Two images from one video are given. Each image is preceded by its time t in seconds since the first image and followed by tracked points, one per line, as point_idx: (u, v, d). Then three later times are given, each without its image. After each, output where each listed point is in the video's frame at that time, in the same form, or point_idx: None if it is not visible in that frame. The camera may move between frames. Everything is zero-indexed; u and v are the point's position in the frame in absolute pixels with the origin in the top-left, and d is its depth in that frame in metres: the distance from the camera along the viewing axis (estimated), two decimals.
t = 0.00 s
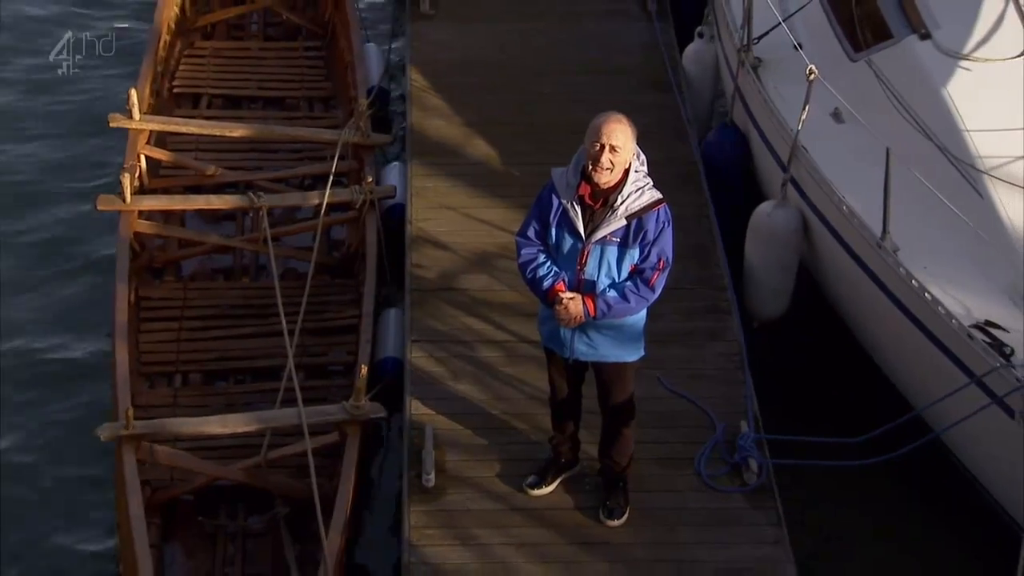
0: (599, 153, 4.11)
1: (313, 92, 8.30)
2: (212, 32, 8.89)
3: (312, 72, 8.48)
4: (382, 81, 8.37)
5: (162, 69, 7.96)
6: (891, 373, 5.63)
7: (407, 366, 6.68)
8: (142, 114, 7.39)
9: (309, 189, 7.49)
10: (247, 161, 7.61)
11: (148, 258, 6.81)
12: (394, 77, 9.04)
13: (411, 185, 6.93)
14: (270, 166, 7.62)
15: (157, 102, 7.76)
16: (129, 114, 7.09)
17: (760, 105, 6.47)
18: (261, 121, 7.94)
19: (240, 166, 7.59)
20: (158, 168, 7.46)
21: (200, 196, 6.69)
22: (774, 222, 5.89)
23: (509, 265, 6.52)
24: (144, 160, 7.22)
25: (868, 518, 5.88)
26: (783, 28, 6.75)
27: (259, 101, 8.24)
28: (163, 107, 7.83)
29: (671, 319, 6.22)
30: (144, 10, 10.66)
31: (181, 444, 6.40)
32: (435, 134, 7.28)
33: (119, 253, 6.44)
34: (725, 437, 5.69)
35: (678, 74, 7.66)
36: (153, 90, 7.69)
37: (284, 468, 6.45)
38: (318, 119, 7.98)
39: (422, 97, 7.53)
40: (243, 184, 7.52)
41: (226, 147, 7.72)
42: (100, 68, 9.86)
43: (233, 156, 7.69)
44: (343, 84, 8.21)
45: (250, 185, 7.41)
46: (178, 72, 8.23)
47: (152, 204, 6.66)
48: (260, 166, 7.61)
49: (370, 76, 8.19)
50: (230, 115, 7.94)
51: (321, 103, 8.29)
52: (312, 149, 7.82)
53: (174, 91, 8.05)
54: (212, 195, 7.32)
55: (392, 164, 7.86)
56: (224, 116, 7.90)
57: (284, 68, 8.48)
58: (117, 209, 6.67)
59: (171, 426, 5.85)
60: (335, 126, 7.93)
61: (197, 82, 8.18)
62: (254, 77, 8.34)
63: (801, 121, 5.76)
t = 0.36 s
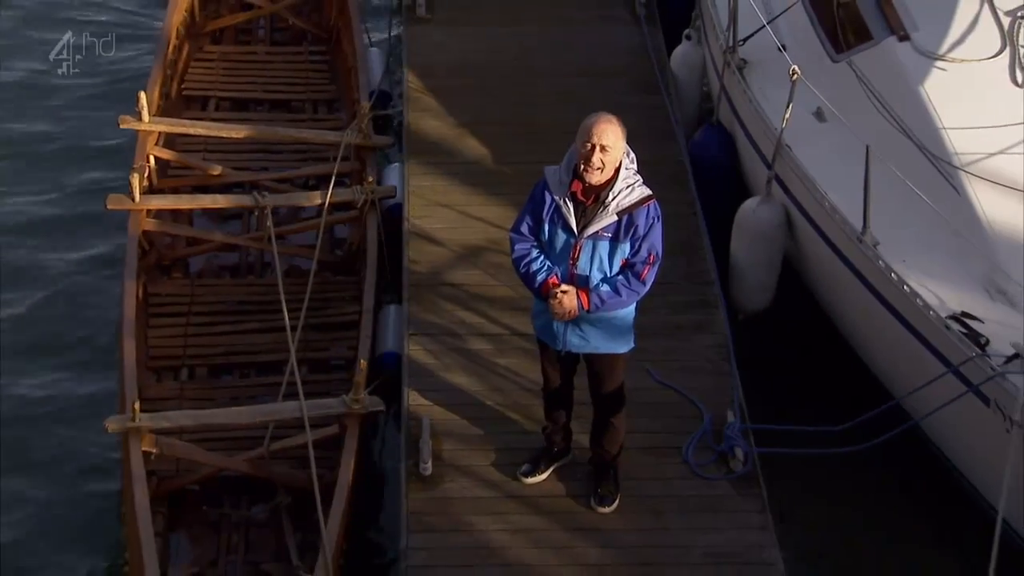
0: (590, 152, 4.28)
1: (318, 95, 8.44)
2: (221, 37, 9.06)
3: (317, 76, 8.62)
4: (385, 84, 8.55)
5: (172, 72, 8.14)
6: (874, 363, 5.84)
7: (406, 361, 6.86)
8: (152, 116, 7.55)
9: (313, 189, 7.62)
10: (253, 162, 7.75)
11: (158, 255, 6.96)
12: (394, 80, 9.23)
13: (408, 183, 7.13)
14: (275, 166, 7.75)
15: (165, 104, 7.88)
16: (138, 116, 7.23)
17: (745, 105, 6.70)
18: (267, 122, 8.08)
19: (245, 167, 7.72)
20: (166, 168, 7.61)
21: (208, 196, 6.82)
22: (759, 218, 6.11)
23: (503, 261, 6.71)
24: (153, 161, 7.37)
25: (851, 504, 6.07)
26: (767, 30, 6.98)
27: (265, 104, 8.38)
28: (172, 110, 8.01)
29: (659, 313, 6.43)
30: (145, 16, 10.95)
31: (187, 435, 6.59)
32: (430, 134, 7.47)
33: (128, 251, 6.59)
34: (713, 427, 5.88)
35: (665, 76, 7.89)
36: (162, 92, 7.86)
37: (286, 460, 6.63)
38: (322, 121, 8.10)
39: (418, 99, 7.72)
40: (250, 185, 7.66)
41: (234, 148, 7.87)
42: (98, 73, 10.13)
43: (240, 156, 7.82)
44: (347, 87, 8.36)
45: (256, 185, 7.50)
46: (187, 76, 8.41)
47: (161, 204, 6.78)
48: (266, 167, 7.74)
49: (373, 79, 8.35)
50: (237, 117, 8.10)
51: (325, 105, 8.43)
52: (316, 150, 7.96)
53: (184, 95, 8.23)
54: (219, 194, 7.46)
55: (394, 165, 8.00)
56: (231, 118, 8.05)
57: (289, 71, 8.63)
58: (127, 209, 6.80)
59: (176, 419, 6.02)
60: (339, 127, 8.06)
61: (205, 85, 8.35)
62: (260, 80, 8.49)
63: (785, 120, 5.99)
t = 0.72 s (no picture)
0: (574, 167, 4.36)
1: (320, 99, 8.55)
2: (226, 42, 9.21)
3: (319, 81, 8.72)
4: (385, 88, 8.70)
5: (178, 77, 8.30)
6: (859, 356, 6.01)
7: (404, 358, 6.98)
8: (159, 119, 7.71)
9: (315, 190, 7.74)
10: (256, 163, 7.88)
11: (163, 254, 7.12)
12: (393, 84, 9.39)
13: (405, 184, 7.29)
14: (277, 168, 7.88)
15: (171, 108, 8.03)
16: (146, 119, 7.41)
17: (733, 107, 6.87)
18: (269, 125, 8.21)
19: (248, 168, 7.85)
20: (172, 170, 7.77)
21: (213, 197, 6.98)
22: (746, 216, 6.29)
23: (498, 258, 6.87)
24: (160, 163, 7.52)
25: (832, 495, 6.25)
26: (755, 33, 7.16)
27: (268, 107, 8.50)
28: (179, 114, 8.18)
29: (649, 309, 6.60)
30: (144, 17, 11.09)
31: (190, 429, 6.72)
32: (426, 135, 7.64)
33: (134, 251, 6.75)
34: (702, 419, 6.05)
35: (656, 79, 8.06)
36: (169, 97, 8.03)
37: (285, 454, 6.66)
38: (323, 124, 8.24)
39: (415, 102, 7.89)
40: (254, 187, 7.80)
41: (237, 150, 8.00)
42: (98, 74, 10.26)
43: (243, 158, 7.95)
44: (349, 92, 8.49)
45: (259, 186, 7.65)
46: (194, 81, 8.57)
47: (164, 204, 6.97)
48: (269, 169, 7.86)
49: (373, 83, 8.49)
50: (241, 120, 8.24)
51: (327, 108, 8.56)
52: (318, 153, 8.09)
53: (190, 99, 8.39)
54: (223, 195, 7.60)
55: (393, 167, 8.13)
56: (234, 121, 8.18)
57: (293, 75, 8.76)
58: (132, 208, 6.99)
59: (179, 414, 6.15)
60: (339, 130, 8.20)
61: (210, 90, 8.51)
62: (263, 84, 8.62)
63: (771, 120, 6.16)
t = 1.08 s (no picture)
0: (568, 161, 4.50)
1: (319, 103, 8.68)
2: (228, 46, 9.34)
3: (319, 85, 8.86)
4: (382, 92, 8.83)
5: (181, 81, 8.42)
6: (843, 352, 6.16)
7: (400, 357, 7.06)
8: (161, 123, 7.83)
9: (315, 192, 7.87)
10: (257, 166, 8.01)
11: (164, 255, 7.24)
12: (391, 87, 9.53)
13: (401, 185, 7.42)
14: (278, 170, 8.01)
15: (174, 112, 8.14)
16: (148, 124, 7.52)
17: (722, 109, 7.02)
18: (269, 128, 8.34)
19: (248, 171, 7.98)
20: (174, 172, 7.88)
21: (213, 200, 7.08)
22: (733, 215, 6.45)
23: (492, 257, 7.01)
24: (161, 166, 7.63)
25: (819, 489, 6.39)
26: (741, 36, 7.31)
27: (268, 110, 8.63)
28: (181, 117, 8.30)
29: (639, 307, 6.75)
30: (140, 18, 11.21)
31: (190, 427, 6.83)
32: (421, 138, 7.77)
33: (136, 253, 6.87)
34: (691, 413, 6.20)
35: (646, 83, 8.20)
36: (171, 100, 8.15)
37: (282, 451, 6.70)
38: (322, 128, 8.37)
39: (410, 105, 8.02)
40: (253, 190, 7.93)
41: (238, 153, 8.13)
42: (96, 72, 10.34)
43: (245, 161, 8.07)
44: (348, 96, 8.62)
45: (258, 188, 7.79)
46: (196, 84, 8.69)
47: (166, 207, 7.06)
48: (269, 171, 7.99)
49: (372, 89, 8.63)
50: (242, 123, 8.36)
51: (326, 112, 8.69)
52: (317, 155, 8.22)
53: (192, 102, 8.51)
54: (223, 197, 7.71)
55: (390, 170, 8.26)
56: (236, 125, 8.30)
57: (293, 79, 8.89)
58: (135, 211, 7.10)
59: (180, 412, 6.26)
60: (337, 133, 8.34)
61: (212, 93, 8.63)
62: (264, 88, 8.75)
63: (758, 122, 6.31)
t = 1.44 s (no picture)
0: (569, 152, 4.61)
1: (317, 107, 8.80)
2: (229, 53, 9.46)
3: (318, 90, 8.98)
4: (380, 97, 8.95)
5: (183, 86, 8.53)
6: (830, 350, 6.30)
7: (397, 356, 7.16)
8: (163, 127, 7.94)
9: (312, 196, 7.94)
10: (257, 169, 8.12)
11: (165, 256, 7.33)
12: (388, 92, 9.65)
13: (398, 188, 7.54)
14: (277, 173, 8.12)
15: (176, 117, 8.26)
16: (150, 128, 7.63)
17: (711, 112, 7.15)
18: (269, 133, 8.46)
19: (248, 174, 8.09)
20: (175, 176, 8.00)
21: (213, 202, 7.19)
22: (722, 216, 6.59)
23: (487, 258, 7.14)
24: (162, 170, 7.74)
25: (807, 484, 6.53)
26: (731, 42, 7.47)
27: (269, 115, 8.75)
28: (184, 122, 8.41)
29: (631, 306, 6.89)
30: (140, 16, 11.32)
31: (192, 425, 6.95)
32: (417, 141, 7.90)
33: (137, 255, 6.98)
34: (682, 410, 6.34)
35: (637, 87, 8.34)
36: (174, 105, 8.26)
37: (280, 447, 6.81)
38: (322, 132, 8.48)
39: (407, 108, 8.15)
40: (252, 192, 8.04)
41: (238, 157, 8.24)
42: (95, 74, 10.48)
43: (245, 164, 8.19)
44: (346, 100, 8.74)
45: (258, 192, 7.91)
46: (198, 90, 8.81)
47: (167, 211, 7.15)
48: (269, 175, 8.10)
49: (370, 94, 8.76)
50: (244, 128, 8.47)
51: (325, 116, 8.80)
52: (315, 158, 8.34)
53: (194, 107, 8.62)
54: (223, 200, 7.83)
55: (386, 172, 8.38)
56: (237, 129, 8.42)
57: (293, 84, 9.01)
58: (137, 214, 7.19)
59: (180, 410, 6.37)
60: (336, 137, 8.46)
61: (213, 98, 8.74)
62: (264, 93, 8.86)
63: (747, 126, 6.46)
